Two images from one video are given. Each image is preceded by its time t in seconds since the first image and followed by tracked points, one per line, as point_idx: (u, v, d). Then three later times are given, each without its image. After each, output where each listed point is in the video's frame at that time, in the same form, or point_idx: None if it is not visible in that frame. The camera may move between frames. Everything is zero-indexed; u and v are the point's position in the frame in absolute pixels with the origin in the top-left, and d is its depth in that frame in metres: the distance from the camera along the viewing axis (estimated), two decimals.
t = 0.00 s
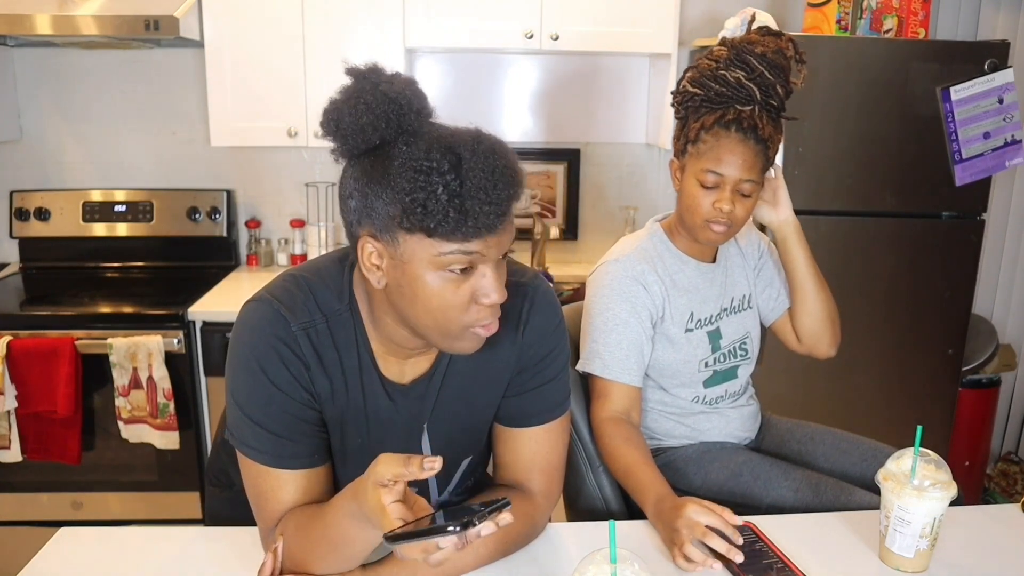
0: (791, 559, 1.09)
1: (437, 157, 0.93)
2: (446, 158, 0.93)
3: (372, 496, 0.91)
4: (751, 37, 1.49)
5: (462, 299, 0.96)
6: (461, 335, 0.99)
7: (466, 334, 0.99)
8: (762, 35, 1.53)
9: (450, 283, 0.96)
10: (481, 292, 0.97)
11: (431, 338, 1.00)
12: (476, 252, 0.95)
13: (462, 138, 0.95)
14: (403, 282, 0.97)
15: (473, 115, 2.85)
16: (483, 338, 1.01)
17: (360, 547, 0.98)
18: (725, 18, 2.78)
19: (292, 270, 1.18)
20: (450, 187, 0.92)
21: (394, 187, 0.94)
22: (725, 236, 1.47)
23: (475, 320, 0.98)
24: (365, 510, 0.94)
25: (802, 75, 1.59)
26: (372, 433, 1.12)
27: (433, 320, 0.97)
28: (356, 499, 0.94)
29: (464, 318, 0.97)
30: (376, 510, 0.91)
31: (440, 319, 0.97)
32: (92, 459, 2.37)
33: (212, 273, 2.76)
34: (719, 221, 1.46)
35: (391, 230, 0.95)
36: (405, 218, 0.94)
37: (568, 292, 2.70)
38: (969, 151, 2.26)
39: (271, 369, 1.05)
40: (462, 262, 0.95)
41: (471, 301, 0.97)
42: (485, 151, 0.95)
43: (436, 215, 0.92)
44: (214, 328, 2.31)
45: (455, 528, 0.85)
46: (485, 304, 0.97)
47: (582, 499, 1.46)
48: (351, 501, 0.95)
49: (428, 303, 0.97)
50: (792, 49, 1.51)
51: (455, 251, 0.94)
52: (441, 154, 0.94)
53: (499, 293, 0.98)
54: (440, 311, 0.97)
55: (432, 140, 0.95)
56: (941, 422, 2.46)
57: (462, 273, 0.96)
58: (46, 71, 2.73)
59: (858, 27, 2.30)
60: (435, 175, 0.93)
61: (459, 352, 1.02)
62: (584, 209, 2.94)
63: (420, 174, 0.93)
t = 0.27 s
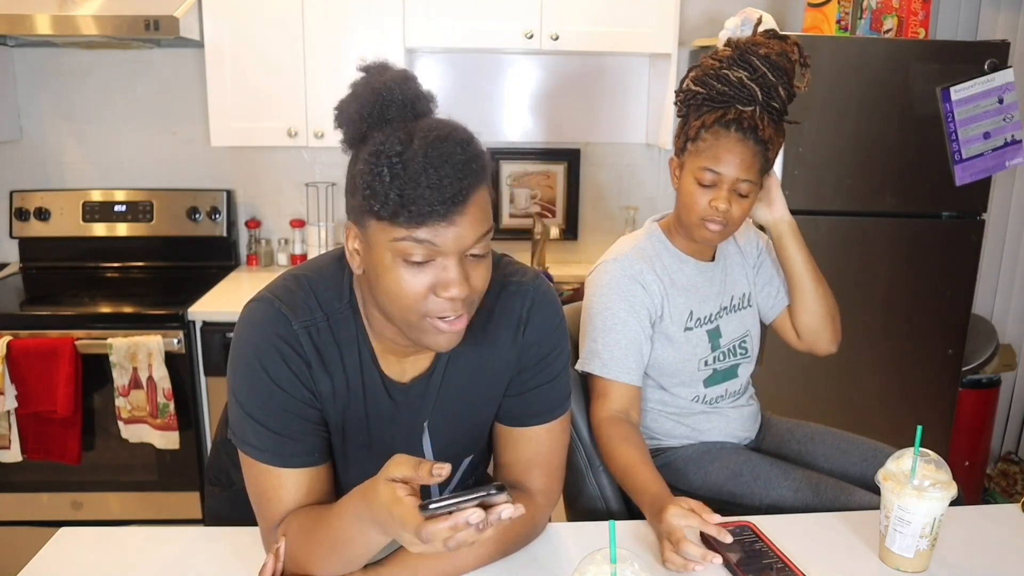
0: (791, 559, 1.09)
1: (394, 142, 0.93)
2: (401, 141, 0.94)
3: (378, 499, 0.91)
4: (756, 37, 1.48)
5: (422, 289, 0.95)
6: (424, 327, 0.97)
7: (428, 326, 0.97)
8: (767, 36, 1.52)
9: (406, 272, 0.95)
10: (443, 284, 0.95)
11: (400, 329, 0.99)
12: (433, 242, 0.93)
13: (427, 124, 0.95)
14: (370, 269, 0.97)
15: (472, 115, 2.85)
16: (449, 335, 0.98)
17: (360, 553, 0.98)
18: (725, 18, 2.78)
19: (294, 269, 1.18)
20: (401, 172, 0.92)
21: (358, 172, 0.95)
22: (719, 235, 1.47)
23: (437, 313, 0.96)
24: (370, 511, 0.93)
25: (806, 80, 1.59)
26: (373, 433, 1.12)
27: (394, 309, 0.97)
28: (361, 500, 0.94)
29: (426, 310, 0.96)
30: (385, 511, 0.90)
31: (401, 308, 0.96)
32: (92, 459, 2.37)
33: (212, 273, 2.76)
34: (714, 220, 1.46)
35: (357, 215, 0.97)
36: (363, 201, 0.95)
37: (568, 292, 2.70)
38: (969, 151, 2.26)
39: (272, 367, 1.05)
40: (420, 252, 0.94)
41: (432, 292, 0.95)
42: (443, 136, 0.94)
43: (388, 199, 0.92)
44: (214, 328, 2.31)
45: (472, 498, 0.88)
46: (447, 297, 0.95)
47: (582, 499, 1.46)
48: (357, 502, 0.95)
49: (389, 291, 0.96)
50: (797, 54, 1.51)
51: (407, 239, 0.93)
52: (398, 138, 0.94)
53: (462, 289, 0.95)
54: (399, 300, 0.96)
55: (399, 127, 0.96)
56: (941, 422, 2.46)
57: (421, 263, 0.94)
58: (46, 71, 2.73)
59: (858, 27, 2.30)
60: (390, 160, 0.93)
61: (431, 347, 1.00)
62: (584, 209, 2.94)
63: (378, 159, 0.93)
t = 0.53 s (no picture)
0: (791, 559, 1.09)
1: (372, 142, 0.95)
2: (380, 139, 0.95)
3: (384, 504, 0.90)
4: (755, 38, 1.48)
5: (401, 287, 0.95)
6: (407, 324, 0.98)
7: (410, 324, 0.98)
8: (766, 36, 1.52)
9: (383, 269, 0.95)
10: (422, 282, 0.95)
11: (388, 327, 1.00)
12: (409, 240, 0.94)
13: (411, 125, 0.97)
14: (358, 267, 0.99)
15: (472, 115, 2.85)
16: (432, 333, 0.98)
17: (360, 554, 0.98)
18: (725, 18, 2.78)
19: (295, 269, 1.18)
20: (375, 170, 0.93)
21: (343, 172, 0.98)
22: (717, 235, 1.48)
23: (417, 311, 0.96)
24: (372, 513, 0.93)
25: (805, 80, 1.59)
26: (374, 433, 1.12)
27: (377, 306, 0.98)
28: (366, 504, 0.93)
29: (407, 307, 0.96)
30: (393, 514, 0.89)
31: (384, 305, 0.97)
32: (92, 459, 2.37)
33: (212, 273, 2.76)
34: (712, 220, 1.46)
35: (345, 211, 0.99)
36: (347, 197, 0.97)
37: (568, 292, 2.70)
38: (969, 151, 2.26)
39: (272, 366, 1.05)
40: (397, 249, 0.94)
41: (411, 290, 0.95)
42: (420, 136, 0.95)
43: (364, 197, 0.94)
44: (214, 327, 2.31)
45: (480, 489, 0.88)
46: (425, 295, 0.95)
47: (583, 499, 1.46)
48: (361, 506, 0.94)
49: (371, 289, 0.97)
50: (796, 54, 1.51)
51: (382, 236, 0.94)
52: (380, 137, 0.96)
53: (439, 287, 0.95)
54: (381, 297, 0.96)
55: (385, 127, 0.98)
56: (941, 422, 2.46)
57: (398, 261, 0.95)
58: (46, 71, 2.73)
59: (858, 27, 2.30)
60: (366, 159, 0.94)
61: (419, 346, 1.00)
62: (584, 209, 2.94)
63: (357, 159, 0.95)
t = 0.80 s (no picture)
0: (791, 559, 1.09)
1: (365, 144, 0.95)
2: (372, 141, 0.95)
3: (385, 502, 0.90)
4: (755, 38, 1.48)
5: (398, 289, 0.95)
6: (405, 326, 0.98)
7: (409, 326, 0.98)
8: (767, 36, 1.52)
9: (381, 271, 0.95)
10: (418, 284, 0.95)
11: (387, 329, 1.00)
12: (404, 242, 0.94)
13: (402, 126, 0.96)
14: (355, 269, 0.99)
15: (472, 115, 2.85)
16: (431, 335, 0.98)
17: (359, 555, 0.98)
18: (725, 18, 2.78)
19: (294, 269, 1.18)
20: (368, 172, 0.93)
21: (337, 175, 0.98)
22: (718, 234, 1.48)
23: (414, 313, 0.96)
24: (373, 513, 0.93)
25: (804, 79, 1.59)
26: (374, 433, 1.12)
27: (376, 308, 0.98)
28: (365, 504, 0.93)
29: (405, 309, 0.96)
30: (396, 510, 0.89)
31: (381, 307, 0.97)
32: (92, 459, 2.37)
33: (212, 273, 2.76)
34: (713, 220, 1.46)
35: (342, 215, 0.99)
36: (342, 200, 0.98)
37: (568, 293, 2.70)
38: (969, 151, 2.26)
39: (272, 366, 1.05)
40: (394, 251, 0.94)
41: (408, 292, 0.95)
42: (412, 136, 0.94)
43: (358, 200, 0.94)
44: (214, 327, 2.31)
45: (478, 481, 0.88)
46: (422, 297, 0.95)
47: (583, 499, 1.46)
48: (361, 506, 0.94)
49: (369, 291, 0.97)
50: (796, 54, 1.51)
51: (377, 238, 0.94)
52: (372, 139, 0.96)
53: (437, 288, 0.95)
54: (378, 300, 0.96)
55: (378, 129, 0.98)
56: (941, 422, 2.46)
57: (394, 263, 0.95)
58: (46, 71, 2.73)
59: (858, 27, 2.30)
60: (359, 162, 0.94)
61: (418, 347, 1.00)
62: (584, 209, 2.94)
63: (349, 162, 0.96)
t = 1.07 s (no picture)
0: (791, 559, 1.09)
1: (360, 146, 0.95)
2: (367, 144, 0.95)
3: (386, 499, 0.90)
4: (750, 37, 1.49)
5: (396, 290, 0.95)
6: (403, 328, 0.98)
7: (407, 328, 0.98)
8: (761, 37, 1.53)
9: (378, 274, 0.96)
10: (416, 286, 0.95)
11: (385, 331, 1.00)
12: (401, 243, 0.94)
13: (396, 127, 0.96)
14: (353, 271, 0.99)
15: (472, 115, 2.85)
16: (429, 336, 0.98)
17: (359, 555, 0.97)
18: (725, 18, 2.78)
19: (294, 270, 1.18)
20: (363, 175, 0.94)
21: (333, 178, 0.98)
22: (716, 232, 1.47)
23: (412, 315, 0.96)
24: (372, 513, 0.93)
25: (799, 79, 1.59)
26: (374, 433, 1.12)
27: (374, 310, 0.98)
28: (365, 503, 0.93)
29: (403, 311, 0.96)
30: (398, 506, 0.88)
31: (379, 309, 0.97)
32: (92, 459, 2.37)
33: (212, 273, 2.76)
34: (711, 217, 1.46)
35: (338, 218, 0.99)
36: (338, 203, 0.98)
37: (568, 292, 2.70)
38: (969, 151, 2.26)
39: (271, 366, 1.05)
40: (391, 253, 0.94)
41: (406, 294, 0.95)
42: (406, 137, 0.94)
43: (353, 203, 0.94)
44: (214, 327, 2.31)
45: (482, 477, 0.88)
46: (420, 298, 0.95)
47: (583, 500, 1.46)
48: (361, 504, 0.95)
49: (366, 293, 0.97)
50: (792, 53, 1.52)
51: (373, 240, 0.94)
52: (366, 142, 0.96)
53: (434, 289, 0.95)
54: (376, 302, 0.97)
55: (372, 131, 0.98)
56: (941, 422, 2.46)
57: (391, 265, 0.95)
58: (46, 71, 2.73)
59: (858, 27, 2.30)
60: (355, 164, 0.95)
61: (417, 349, 1.00)
62: (584, 209, 2.94)
63: (344, 164, 0.96)
